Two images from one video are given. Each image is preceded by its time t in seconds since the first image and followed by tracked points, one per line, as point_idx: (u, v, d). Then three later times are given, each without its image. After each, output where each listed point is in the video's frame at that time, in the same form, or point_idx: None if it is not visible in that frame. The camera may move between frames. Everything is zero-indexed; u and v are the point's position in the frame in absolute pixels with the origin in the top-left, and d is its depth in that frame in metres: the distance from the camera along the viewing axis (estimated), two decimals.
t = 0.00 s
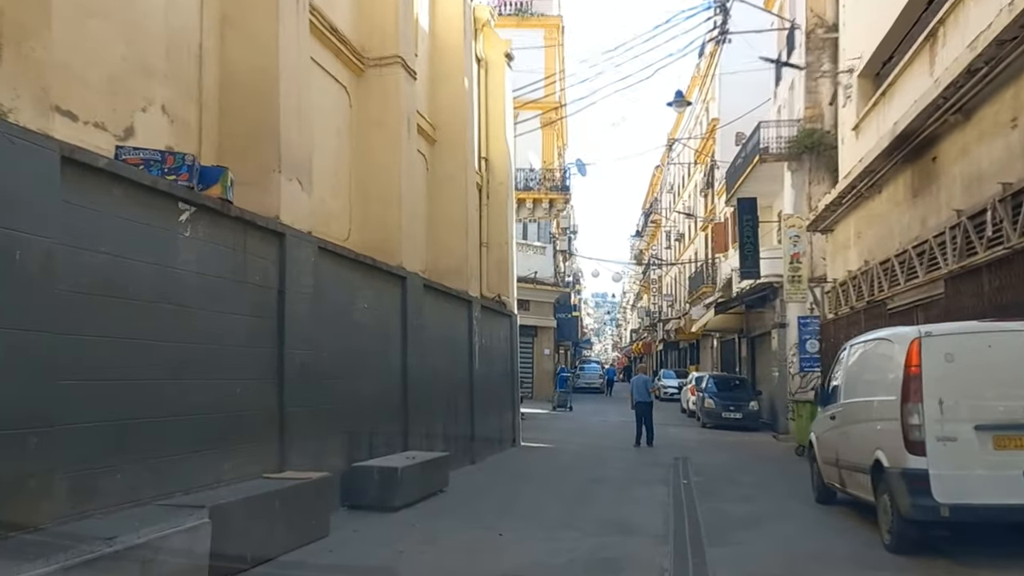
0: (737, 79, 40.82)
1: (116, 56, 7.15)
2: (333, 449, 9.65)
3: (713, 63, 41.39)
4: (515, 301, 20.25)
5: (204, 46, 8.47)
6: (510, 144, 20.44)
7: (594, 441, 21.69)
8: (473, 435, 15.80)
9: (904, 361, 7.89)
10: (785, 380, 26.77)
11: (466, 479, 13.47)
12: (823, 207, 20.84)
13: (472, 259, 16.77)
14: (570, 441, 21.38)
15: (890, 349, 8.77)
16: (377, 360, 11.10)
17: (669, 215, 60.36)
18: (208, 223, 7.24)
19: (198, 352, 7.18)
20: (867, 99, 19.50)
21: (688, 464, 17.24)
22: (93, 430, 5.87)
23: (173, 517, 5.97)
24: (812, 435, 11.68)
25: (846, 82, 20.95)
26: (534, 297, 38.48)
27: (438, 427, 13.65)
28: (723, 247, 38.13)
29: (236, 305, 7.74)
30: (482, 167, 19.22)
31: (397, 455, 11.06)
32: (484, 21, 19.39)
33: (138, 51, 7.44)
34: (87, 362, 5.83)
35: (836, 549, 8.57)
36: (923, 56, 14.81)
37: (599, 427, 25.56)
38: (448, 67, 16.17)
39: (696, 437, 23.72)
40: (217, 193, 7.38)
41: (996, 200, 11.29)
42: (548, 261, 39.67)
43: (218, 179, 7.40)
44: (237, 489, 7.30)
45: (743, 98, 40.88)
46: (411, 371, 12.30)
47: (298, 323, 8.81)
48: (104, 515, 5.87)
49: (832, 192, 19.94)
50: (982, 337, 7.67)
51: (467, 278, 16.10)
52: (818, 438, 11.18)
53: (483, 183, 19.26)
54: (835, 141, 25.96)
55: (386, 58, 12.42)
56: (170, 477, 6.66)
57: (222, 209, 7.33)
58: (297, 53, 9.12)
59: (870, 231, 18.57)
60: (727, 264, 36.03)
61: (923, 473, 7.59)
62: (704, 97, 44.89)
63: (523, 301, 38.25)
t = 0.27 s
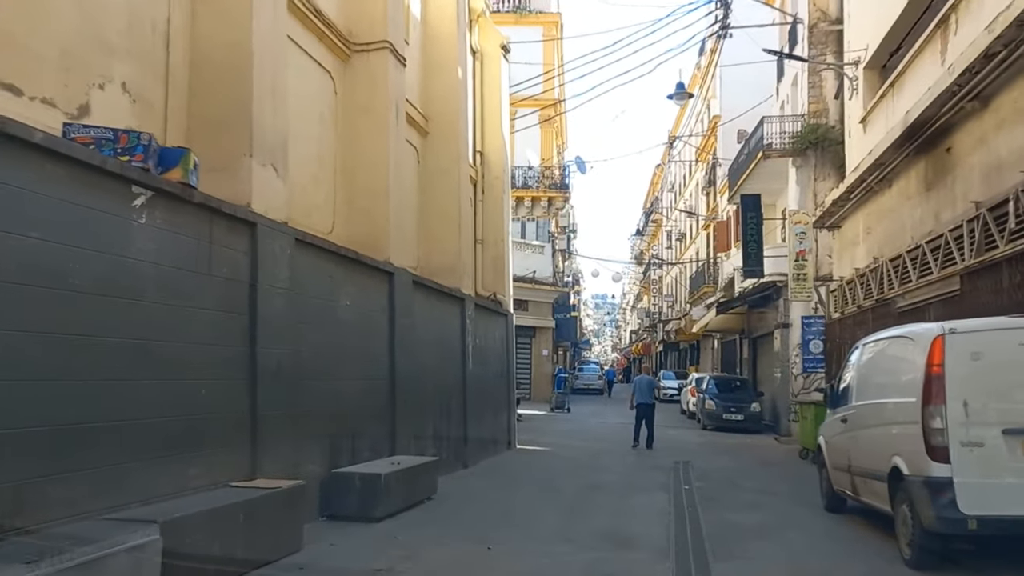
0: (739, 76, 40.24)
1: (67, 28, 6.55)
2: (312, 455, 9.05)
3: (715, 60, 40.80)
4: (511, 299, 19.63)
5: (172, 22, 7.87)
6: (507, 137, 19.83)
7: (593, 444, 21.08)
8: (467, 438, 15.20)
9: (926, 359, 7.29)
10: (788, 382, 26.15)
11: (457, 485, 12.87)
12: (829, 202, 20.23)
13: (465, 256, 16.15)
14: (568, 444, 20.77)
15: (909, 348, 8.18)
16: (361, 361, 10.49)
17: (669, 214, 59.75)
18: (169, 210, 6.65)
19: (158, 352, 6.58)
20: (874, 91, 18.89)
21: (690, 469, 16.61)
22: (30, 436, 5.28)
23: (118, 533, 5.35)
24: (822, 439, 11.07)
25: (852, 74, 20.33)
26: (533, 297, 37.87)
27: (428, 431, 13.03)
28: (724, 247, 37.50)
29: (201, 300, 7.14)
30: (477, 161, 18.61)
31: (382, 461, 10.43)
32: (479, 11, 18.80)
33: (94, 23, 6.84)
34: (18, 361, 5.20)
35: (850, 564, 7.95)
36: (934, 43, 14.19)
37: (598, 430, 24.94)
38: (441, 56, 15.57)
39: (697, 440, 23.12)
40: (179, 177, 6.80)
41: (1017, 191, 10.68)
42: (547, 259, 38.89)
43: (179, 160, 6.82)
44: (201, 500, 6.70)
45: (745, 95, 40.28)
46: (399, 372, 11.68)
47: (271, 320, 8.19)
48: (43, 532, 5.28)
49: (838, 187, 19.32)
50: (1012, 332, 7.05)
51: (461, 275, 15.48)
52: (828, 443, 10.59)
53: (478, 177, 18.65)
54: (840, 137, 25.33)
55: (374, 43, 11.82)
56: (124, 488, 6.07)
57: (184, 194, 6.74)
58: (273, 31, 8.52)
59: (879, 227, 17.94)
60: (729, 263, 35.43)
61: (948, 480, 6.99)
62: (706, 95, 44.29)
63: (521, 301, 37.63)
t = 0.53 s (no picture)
0: (739, 74, 39.78)
1: None
2: (286, 462, 8.44)
3: (714, 57, 40.31)
4: (505, 298, 19.02)
5: None
6: (500, 132, 19.24)
7: (590, 447, 20.48)
8: (459, 443, 14.60)
9: (951, 356, 6.77)
10: (791, 384, 25.57)
11: (447, 492, 12.26)
12: (833, 198, 19.64)
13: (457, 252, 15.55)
14: (565, 448, 20.16)
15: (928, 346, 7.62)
16: (342, 361, 9.89)
17: (668, 214, 59.17)
18: (121, 193, 6.09)
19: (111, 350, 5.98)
20: (880, 83, 18.29)
21: (691, 474, 16.01)
22: None
23: (49, 554, 4.73)
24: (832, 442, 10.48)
25: (855, 66, 19.73)
26: (530, 297, 37.35)
27: (416, 435, 12.42)
28: (724, 246, 36.90)
29: (161, 295, 6.57)
30: (470, 155, 18.02)
31: (363, 468, 9.83)
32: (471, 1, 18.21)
33: None
34: None
35: None
36: (944, 30, 13.60)
37: (596, 433, 24.33)
38: (431, 45, 14.97)
39: (698, 443, 22.53)
40: (132, 157, 6.18)
41: None
42: (545, 259, 38.44)
43: (133, 141, 6.20)
44: (156, 513, 6.11)
45: (744, 92, 39.70)
46: (384, 373, 11.07)
47: (240, 315, 7.58)
48: None
49: (841, 182, 18.74)
50: None
51: (452, 272, 14.88)
52: (839, 447, 10.01)
53: (471, 172, 18.05)
54: (841, 132, 24.72)
55: (357, 27, 11.23)
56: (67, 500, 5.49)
57: (135, 176, 6.13)
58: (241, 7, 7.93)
59: (884, 222, 17.35)
60: (729, 262, 34.86)
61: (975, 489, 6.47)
62: (705, 94, 43.81)
63: (518, 302, 37.02)
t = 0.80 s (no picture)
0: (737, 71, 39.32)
1: None
2: (258, 469, 7.87)
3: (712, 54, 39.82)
4: (498, 297, 18.43)
5: None
6: (493, 126, 18.68)
7: (586, 450, 19.91)
8: (449, 446, 14.03)
9: (974, 353, 6.26)
10: (790, 384, 25.02)
11: (434, 499, 11.70)
12: (834, 193, 19.10)
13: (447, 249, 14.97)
14: (560, 450, 19.60)
15: (946, 344, 7.10)
16: (321, 362, 9.32)
17: (665, 214, 58.69)
18: (63, 175, 5.56)
19: (52, 349, 5.42)
20: (885, 74, 17.76)
21: (690, 477, 15.46)
22: None
23: None
24: (839, 445, 9.91)
25: (858, 57, 19.19)
26: (526, 297, 36.81)
27: (403, 439, 11.85)
28: (722, 245, 36.37)
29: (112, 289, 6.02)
30: (460, 149, 17.46)
31: (343, 473, 9.28)
32: None
33: None
34: None
35: None
36: (954, 15, 13.06)
37: (592, 435, 23.78)
38: (419, 33, 14.42)
39: (696, 445, 21.99)
40: (77, 136, 5.71)
41: None
42: (540, 259, 37.87)
43: (76, 117, 5.73)
44: (105, 528, 5.55)
45: (742, 89, 39.38)
46: (367, 374, 10.50)
47: (205, 311, 7.01)
48: None
49: (843, 177, 18.21)
50: None
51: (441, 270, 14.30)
52: (847, 451, 9.46)
53: (461, 166, 17.47)
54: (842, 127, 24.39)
55: (339, 9, 10.67)
56: None
57: (80, 156, 5.65)
58: None
59: (888, 218, 16.79)
60: (727, 261, 34.34)
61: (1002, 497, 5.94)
62: (702, 92, 43.33)
63: (513, 302, 36.45)
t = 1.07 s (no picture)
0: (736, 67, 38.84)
1: None
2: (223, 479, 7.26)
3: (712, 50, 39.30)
4: (492, 295, 17.83)
5: None
6: (486, 118, 18.10)
7: (583, 453, 19.33)
8: (439, 451, 13.42)
9: (1008, 351, 5.83)
10: (793, 386, 24.43)
11: (421, 508, 11.09)
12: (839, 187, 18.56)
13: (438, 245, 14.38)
14: (556, 454, 19.02)
15: (970, 343, 6.59)
16: (296, 362, 8.72)
17: (664, 213, 58.14)
18: None
19: None
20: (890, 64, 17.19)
21: (690, 483, 14.88)
22: None
23: None
24: (850, 451, 9.33)
25: (863, 48, 18.63)
26: (522, 297, 36.29)
27: (388, 444, 11.25)
28: (722, 244, 35.78)
29: (52, 279, 5.42)
30: (451, 142, 16.88)
31: (318, 484, 8.72)
32: None
33: None
34: None
35: None
36: None
37: (590, 438, 23.20)
38: (407, 19, 13.83)
39: (696, 448, 21.39)
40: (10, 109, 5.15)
41: None
42: (537, 258, 37.05)
43: (8, 87, 5.19)
44: (39, 546, 4.94)
45: (743, 85, 38.94)
46: (347, 375, 9.89)
47: (163, 306, 6.40)
48: None
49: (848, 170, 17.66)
50: None
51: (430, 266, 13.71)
52: (859, 457, 8.86)
53: (453, 160, 16.89)
54: (845, 122, 23.78)
55: None
56: None
57: (19, 131, 5.09)
58: None
59: (896, 212, 16.21)
60: (728, 259, 33.79)
61: None
62: (702, 89, 42.82)
63: (509, 302, 35.91)
